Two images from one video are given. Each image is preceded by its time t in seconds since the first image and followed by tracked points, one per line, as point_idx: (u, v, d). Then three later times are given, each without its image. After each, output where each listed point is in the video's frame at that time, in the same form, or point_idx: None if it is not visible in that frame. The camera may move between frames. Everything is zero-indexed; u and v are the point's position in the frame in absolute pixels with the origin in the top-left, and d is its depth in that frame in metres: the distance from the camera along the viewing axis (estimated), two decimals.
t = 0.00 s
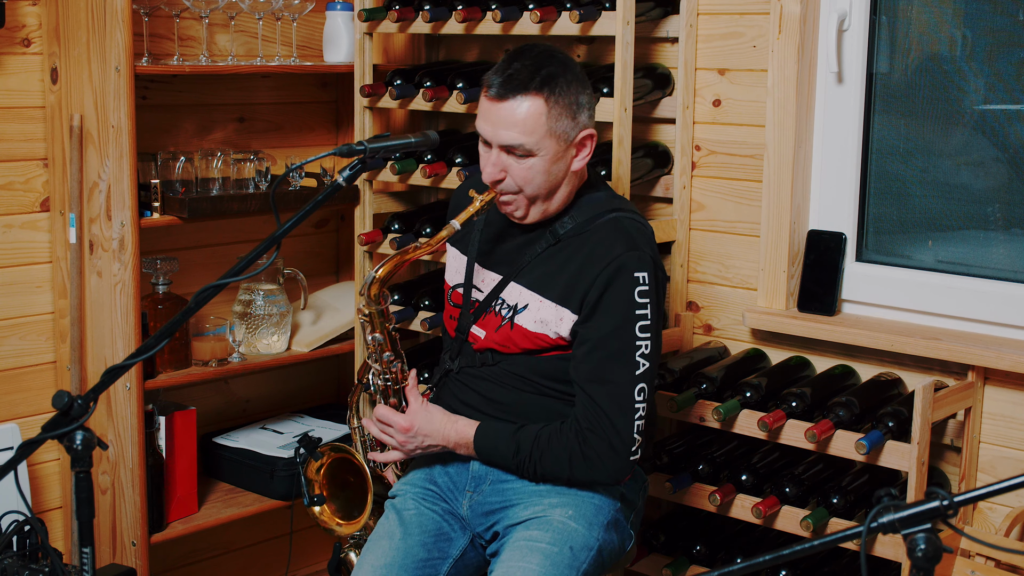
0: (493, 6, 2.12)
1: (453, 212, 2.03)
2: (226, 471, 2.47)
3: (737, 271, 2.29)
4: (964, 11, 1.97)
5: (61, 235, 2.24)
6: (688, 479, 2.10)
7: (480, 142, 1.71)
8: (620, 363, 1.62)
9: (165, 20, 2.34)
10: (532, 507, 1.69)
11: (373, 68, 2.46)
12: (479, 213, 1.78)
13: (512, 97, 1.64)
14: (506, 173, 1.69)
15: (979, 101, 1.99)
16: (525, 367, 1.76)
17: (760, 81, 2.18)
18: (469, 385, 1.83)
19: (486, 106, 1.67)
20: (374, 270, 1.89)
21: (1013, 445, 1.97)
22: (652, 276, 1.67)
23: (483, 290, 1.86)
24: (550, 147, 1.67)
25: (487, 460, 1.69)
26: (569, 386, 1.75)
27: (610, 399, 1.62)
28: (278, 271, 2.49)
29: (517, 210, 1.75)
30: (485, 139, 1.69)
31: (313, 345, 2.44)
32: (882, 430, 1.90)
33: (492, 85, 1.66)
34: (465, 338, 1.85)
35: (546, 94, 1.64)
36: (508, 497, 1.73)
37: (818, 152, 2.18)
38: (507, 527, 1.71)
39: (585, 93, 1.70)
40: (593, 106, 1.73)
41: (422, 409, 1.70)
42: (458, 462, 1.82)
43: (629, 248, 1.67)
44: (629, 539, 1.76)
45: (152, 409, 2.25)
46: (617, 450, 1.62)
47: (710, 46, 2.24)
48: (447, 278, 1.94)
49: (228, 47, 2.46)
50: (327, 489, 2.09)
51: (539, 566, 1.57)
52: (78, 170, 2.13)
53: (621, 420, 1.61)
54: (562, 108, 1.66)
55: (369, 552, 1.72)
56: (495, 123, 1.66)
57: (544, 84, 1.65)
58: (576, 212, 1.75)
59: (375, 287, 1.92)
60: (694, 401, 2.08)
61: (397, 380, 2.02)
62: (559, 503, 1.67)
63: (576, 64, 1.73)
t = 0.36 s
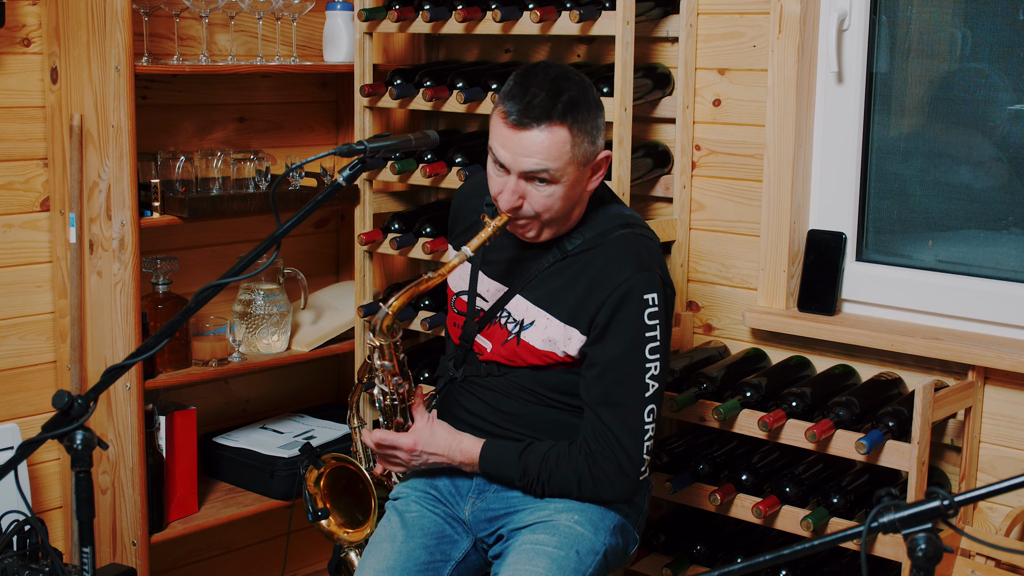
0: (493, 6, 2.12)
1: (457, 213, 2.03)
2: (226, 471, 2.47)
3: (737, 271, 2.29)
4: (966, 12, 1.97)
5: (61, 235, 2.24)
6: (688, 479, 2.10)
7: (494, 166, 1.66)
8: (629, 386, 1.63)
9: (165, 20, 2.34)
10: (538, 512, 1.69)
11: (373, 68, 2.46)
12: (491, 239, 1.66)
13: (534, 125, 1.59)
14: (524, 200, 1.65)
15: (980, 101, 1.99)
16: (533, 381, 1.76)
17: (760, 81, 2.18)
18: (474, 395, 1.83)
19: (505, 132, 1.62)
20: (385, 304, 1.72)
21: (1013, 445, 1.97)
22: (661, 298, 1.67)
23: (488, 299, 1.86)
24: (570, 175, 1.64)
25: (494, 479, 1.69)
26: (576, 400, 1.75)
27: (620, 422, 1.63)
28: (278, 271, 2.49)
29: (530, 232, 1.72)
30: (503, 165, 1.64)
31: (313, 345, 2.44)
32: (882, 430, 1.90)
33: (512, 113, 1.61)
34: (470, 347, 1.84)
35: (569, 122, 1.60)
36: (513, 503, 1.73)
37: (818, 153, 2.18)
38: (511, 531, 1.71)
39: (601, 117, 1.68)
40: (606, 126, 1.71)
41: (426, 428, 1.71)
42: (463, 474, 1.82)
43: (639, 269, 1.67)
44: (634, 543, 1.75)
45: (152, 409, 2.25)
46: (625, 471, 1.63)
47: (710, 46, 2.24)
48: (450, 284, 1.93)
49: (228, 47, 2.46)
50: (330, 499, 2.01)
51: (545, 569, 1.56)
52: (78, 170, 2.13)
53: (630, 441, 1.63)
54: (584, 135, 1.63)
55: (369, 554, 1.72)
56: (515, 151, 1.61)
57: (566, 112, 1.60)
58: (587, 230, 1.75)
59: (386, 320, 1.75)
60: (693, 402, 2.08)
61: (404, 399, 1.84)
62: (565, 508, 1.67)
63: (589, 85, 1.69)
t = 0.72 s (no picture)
0: (493, 6, 2.12)
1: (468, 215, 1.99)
2: (226, 471, 2.47)
3: (737, 271, 2.29)
4: (967, 12, 1.97)
5: (61, 235, 2.24)
6: (688, 479, 2.10)
7: (515, 184, 1.63)
8: (646, 408, 1.62)
9: (165, 20, 2.34)
10: (551, 517, 1.70)
11: (373, 68, 2.46)
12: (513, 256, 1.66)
13: (557, 144, 1.57)
14: (548, 218, 1.63)
15: (981, 100, 1.99)
16: (547, 394, 1.77)
17: (760, 81, 2.18)
18: (486, 402, 1.84)
19: (526, 151, 1.59)
20: (409, 329, 1.73)
21: (1013, 445, 1.97)
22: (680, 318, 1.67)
23: (501, 308, 1.84)
24: (594, 191, 1.61)
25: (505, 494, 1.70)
26: (591, 413, 1.76)
27: (636, 444, 1.62)
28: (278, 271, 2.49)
29: (552, 246, 1.70)
30: (525, 183, 1.61)
31: (313, 345, 2.44)
32: (882, 430, 1.90)
33: (533, 131, 1.58)
34: (481, 354, 1.83)
35: (591, 138, 1.58)
36: (522, 510, 1.74)
37: (818, 154, 2.18)
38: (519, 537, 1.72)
39: (621, 128, 1.65)
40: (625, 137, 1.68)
41: (440, 439, 1.69)
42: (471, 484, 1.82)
43: (659, 290, 1.65)
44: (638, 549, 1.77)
45: (152, 409, 2.25)
46: (639, 493, 1.63)
47: (710, 46, 2.24)
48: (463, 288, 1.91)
49: (228, 47, 2.47)
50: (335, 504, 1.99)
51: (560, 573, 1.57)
52: (78, 170, 2.13)
53: (645, 462, 1.62)
54: (606, 150, 1.60)
55: (374, 557, 1.72)
56: (539, 170, 1.58)
57: (589, 128, 1.58)
58: (608, 247, 1.73)
59: (409, 340, 1.74)
60: (693, 401, 2.10)
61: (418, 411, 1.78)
62: (577, 515, 1.68)
63: (607, 96, 1.66)
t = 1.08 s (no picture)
0: (493, 6, 2.12)
1: (473, 217, 1.99)
2: (226, 471, 2.47)
3: (737, 270, 2.29)
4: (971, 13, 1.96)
5: (61, 235, 2.24)
6: (688, 479, 2.10)
7: (530, 168, 1.65)
8: (648, 393, 1.63)
9: (165, 20, 2.34)
10: (549, 514, 1.70)
11: (374, 68, 2.46)
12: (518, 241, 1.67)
13: (581, 137, 1.59)
14: (558, 206, 1.65)
15: (982, 100, 1.99)
16: (547, 382, 1.77)
17: (760, 81, 2.18)
18: (485, 394, 1.83)
19: (550, 139, 1.61)
20: (414, 306, 1.71)
21: (1013, 445, 1.97)
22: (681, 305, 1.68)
23: (507, 301, 1.84)
24: (607, 187, 1.64)
25: (505, 483, 1.70)
26: (592, 403, 1.76)
27: (638, 430, 1.63)
28: (278, 271, 2.49)
29: (555, 235, 1.72)
30: (541, 170, 1.63)
31: (313, 345, 2.44)
32: (882, 430, 1.90)
33: (558, 120, 1.60)
34: (485, 347, 1.84)
35: (614, 137, 1.60)
36: (522, 505, 1.73)
37: (818, 154, 2.18)
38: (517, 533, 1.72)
39: (642, 130, 1.68)
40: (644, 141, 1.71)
41: (442, 428, 1.69)
42: (472, 475, 1.82)
43: (660, 276, 1.67)
44: (639, 548, 1.76)
45: (152, 409, 2.25)
46: (642, 479, 1.63)
47: (710, 46, 2.24)
48: (469, 284, 1.91)
49: (228, 47, 2.46)
50: (338, 496, 2.02)
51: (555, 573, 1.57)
52: (78, 170, 2.13)
53: (647, 448, 1.63)
54: (626, 150, 1.63)
55: (373, 551, 1.72)
56: (557, 159, 1.60)
57: (614, 126, 1.60)
58: (611, 236, 1.74)
59: (414, 319, 1.74)
60: (693, 402, 2.09)
61: (422, 398, 1.83)
62: (575, 512, 1.68)
63: (634, 97, 1.68)
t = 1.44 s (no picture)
0: (493, 6, 2.12)
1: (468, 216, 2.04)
2: (226, 471, 2.47)
3: (737, 271, 2.29)
4: (972, 11, 1.96)
5: (61, 235, 2.24)
6: (688, 479, 2.10)
7: (502, 140, 1.72)
8: (636, 363, 1.64)
9: (165, 20, 2.34)
10: (537, 509, 1.69)
11: (373, 68, 2.46)
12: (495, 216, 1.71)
13: (544, 100, 1.66)
14: (527, 175, 1.70)
15: (981, 100, 1.99)
16: (537, 365, 1.77)
17: (760, 81, 2.18)
18: (476, 383, 1.84)
19: (515, 107, 1.68)
20: (397, 277, 1.78)
21: (1013, 445, 1.97)
22: (666, 279, 1.69)
23: (497, 291, 1.87)
24: (574, 153, 1.69)
25: (498, 464, 1.69)
26: (581, 385, 1.76)
27: (628, 401, 1.63)
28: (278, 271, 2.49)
29: (530, 211, 1.75)
30: (510, 138, 1.69)
31: (313, 345, 2.44)
32: (882, 430, 1.90)
33: (523, 86, 1.67)
34: (477, 338, 1.86)
35: (577, 101, 1.66)
36: (515, 499, 1.73)
37: (818, 153, 2.18)
38: (509, 527, 1.71)
39: (610, 103, 1.73)
40: (616, 117, 1.77)
41: (435, 412, 1.69)
42: (466, 464, 1.81)
43: (644, 249, 1.69)
44: (633, 543, 1.75)
45: (152, 409, 2.25)
46: (634, 450, 1.64)
47: (710, 46, 2.24)
48: (459, 280, 1.94)
49: (228, 47, 2.46)
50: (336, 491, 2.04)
51: (536, 569, 1.56)
52: (78, 170, 2.13)
53: (636, 416, 1.63)
54: (591, 116, 1.68)
55: (369, 549, 1.71)
56: (523, 124, 1.67)
57: (577, 91, 1.66)
58: (593, 213, 1.77)
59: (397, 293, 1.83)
60: (693, 401, 2.08)
61: (412, 383, 1.95)
62: (563, 507, 1.68)
63: (603, 74, 1.75)
